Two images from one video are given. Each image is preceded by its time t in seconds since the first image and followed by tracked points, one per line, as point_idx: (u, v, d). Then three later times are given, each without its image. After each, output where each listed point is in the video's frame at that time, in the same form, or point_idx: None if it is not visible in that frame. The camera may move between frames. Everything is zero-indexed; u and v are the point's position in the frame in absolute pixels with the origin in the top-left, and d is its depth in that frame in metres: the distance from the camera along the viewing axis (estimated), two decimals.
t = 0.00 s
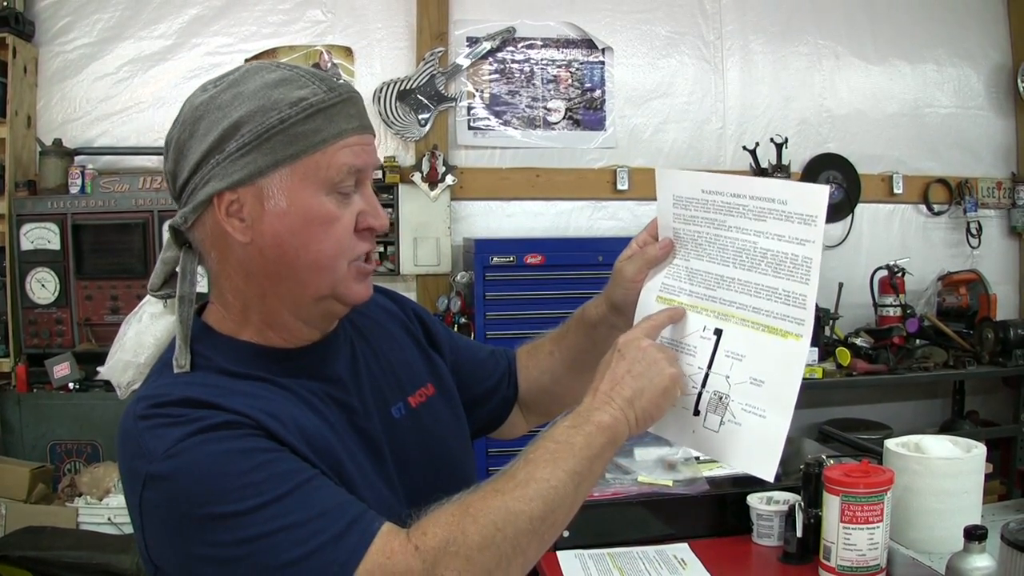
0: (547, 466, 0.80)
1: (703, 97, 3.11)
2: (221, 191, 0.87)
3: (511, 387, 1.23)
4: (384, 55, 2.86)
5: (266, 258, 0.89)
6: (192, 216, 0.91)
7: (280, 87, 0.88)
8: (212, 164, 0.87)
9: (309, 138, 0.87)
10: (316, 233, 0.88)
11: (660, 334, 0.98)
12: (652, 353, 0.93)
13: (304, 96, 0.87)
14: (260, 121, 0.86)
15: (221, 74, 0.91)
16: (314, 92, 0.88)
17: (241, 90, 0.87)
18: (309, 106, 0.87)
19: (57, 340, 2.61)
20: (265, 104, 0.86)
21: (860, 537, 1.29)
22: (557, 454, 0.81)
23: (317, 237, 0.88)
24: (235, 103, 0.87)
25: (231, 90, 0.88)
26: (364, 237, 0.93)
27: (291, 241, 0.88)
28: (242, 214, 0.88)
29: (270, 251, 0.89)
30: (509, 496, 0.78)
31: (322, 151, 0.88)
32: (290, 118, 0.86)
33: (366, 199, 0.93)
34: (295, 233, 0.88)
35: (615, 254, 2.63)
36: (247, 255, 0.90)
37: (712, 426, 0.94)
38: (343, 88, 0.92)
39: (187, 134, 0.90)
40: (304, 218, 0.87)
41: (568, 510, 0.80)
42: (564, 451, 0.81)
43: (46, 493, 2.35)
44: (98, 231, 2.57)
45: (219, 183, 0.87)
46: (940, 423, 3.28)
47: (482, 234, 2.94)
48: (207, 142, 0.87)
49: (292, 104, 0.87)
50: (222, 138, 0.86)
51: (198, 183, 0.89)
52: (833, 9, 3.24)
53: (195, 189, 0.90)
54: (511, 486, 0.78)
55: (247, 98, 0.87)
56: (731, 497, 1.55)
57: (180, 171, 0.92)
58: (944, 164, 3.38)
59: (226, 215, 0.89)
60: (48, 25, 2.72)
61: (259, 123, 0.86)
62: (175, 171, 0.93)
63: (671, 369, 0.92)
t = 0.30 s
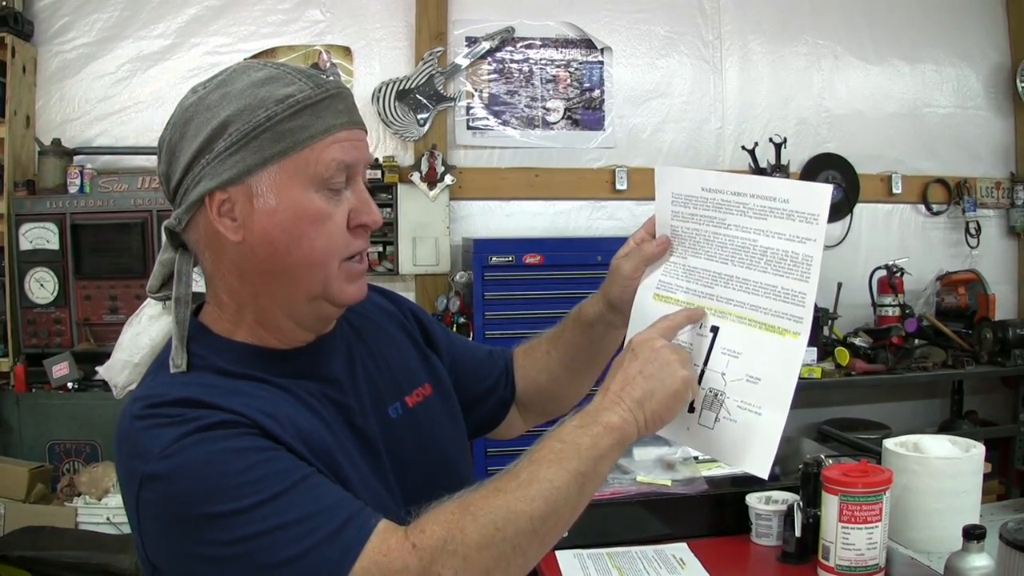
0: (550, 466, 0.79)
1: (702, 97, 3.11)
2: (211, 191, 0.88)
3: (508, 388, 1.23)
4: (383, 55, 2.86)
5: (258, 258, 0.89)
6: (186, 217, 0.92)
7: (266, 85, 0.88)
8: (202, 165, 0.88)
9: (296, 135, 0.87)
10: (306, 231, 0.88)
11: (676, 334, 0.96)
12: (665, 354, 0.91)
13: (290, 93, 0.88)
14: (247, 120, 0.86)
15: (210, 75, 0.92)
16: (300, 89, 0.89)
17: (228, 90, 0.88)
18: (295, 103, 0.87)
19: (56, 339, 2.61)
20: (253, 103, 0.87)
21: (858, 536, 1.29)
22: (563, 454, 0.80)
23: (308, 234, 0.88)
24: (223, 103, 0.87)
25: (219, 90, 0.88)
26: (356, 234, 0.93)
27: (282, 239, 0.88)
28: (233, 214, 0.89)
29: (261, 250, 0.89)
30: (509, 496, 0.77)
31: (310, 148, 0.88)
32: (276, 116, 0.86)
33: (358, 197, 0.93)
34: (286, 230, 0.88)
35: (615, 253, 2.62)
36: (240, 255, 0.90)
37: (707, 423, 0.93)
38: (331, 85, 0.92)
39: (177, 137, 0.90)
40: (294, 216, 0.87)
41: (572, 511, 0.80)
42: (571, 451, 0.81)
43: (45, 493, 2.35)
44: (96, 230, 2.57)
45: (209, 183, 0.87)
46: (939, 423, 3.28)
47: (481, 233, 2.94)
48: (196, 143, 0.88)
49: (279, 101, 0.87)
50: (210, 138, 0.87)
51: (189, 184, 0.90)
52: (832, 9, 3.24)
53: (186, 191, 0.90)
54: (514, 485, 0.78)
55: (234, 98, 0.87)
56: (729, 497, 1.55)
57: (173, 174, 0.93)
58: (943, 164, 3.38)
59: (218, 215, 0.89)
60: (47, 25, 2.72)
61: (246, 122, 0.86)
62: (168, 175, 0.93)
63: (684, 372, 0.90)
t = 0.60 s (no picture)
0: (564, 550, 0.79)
1: (701, 97, 3.11)
2: (216, 187, 0.88)
3: (510, 387, 1.23)
4: (381, 54, 2.86)
5: (262, 255, 0.89)
6: (190, 214, 0.91)
7: (271, 82, 0.88)
8: (207, 162, 0.88)
9: (300, 132, 0.87)
10: (311, 227, 0.88)
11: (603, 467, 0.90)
12: (611, 504, 0.85)
13: (294, 90, 0.87)
14: (251, 116, 0.86)
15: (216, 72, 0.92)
16: (304, 85, 0.88)
17: (233, 87, 0.88)
18: (299, 99, 0.87)
19: (55, 340, 2.61)
20: (257, 99, 0.87)
21: (857, 536, 1.29)
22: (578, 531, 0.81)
23: (312, 230, 0.88)
24: (227, 100, 0.87)
25: (224, 87, 0.88)
26: (362, 231, 0.92)
27: (287, 237, 0.88)
28: (237, 210, 0.89)
29: (265, 246, 0.89)
30: None
31: (314, 145, 0.88)
32: (281, 112, 0.86)
33: (363, 194, 0.92)
34: (291, 227, 0.88)
35: (614, 253, 2.62)
36: (244, 251, 0.90)
37: (712, 416, 0.92)
38: (335, 81, 0.91)
39: (183, 133, 0.90)
40: (299, 213, 0.87)
41: None
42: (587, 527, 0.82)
43: (44, 493, 2.35)
44: (95, 231, 2.57)
45: (213, 179, 0.87)
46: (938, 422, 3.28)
47: (479, 233, 2.94)
48: (201, 140, 0.88)
49: (283, 98, 0.86)
50: (215, 134, 0.87)
51: (194, 181, 0.89)
52: (830, 8, 3.24)
53: (191, 187, 0.90)
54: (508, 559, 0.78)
55: (239, 95, 0.87)
56: (728, 496, 1.55)
57: (178, 170, 0.92)
58: (942, 163, 3.39)
59: (223, 212, 0.89)
60: (45, 26, 2.72)
61: (251, 118, 0.86)
62: (174, 171, 0.93)
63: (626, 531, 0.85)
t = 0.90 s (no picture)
0: None
1: (700, 96, 3.11)
2: (226, 185, 0.85)
3: (515, 386, 1.20)
4: (380, 53, 2.86)
5: (270, 254, 0.87)
6: (199, 212, 0.88)
7: (284, 81, 0.86)
8: (217, 159, 0.86)
9: (314, 131, 0.85)
10: (322, 227, 0.86)
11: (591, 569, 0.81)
12: None
13: (309, 89, 0.86)
14: (264, 114, 0.84)
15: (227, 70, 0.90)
16: (318, 84, 0.87)
17: (245, 85, 0.86)
18: (313, 98, 0.85)
19: (54, 339, 2.61)
20: (271, 97, 0.85)
21: (856, 535, 1.29)
22: None
23: (323, 230, 0.86)
24: (241, 97, 0.86)
25: (236, 85, 0.87)
26: (371, 231, 0.90)
27: (298, 236, 0.86)
28: (248, 208, 0.86)
29: (275, 245, 0.86)
30: None
31: (327, 143, 0.86)
32: (295, 111, 0.84)
33: (373, 194, 0.91)
34: (302, 226, 0.86)
35: (613, 252, 2.62)
36: (253, 250, 0.88)
37: (725, 414, 0.93)
38: (348, 80, 0.90)
39: (194, 130, 0.88)
40: (311, 212, 0.85)
41: None
42: None
43: (42, 492, 2.35)
44: (94, 229, 2.57)
45: (224, 177, 0.85)
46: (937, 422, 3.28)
47: (478, 232, 2.94)
48: (214, 137, 0.86)
49: (296, 96, 0.85)
50: (227, 132, 0.85)
51: (203, 179, 0.87)
52: (829, 8, 3.24)
53: (200, 185, 0.88)
54: None
55: (252, 92, 0.85)
56: (727, 495, 1.55)
57: (187, 168, 0.90)
58: (941, 162, 3.39)
59: (232, 211, 0.87)
60: (44, 24, 2.72)
61: (266, 116, 0.84)
62: (183, 169, 0.91)
63: None
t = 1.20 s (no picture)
0: None
1: (699, 94, 3.11)
2: (222, 184, 0.85)
3: (512, 388, 1.19)
4: (379, 52, 2.86)
5: (266, 253, 0.87)
6: (195, 211, 0.88)
7: (279, 79, 0.86)
8: (213, 158, 0.85)
9: (309, 129, 0.85)
10: (317, 225, 0.86)
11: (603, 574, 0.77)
12: None
13: (304, 87, 0.86)
14: (259, 113, 0.84)
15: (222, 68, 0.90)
16: (313, 82, 0.87)
17: (240, 84, 0.86)
18: (308, 96, 0.85)
19: (52, 338, 2.60)
20: (266, 96, 0.85)
21: (855, 534, 1.29)
22: None
23: (318, 229, 0.86)
24: (236, 96, 0.85)
25: (232, 84, 0.87)
26: (367, 229, 0.90)
27: (294, 236, 0.86)
28: (245, 208, 0.86)
29: (271, 244, 0.86)
30: None
31: (323, 142, 0.86)
32: (290, 109, 0.84)
33: (370, 195, 0.91)
34: (298, 225, 0.86)
35: (611, 251, 2.62)
36: (249, 250, 0.88)
37: (733, 414, 0.93)
38: (343, 79, 0.90)
39: (190, 130, 0.88)
40: (307, 212, 0.85)
41: None
42: None
43: (41, 491, 2.35)
44: (93, 228, 2.57)
45: (220, 176, 0.85)
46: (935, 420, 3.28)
47: (477, 231, 2.94)
48: (209, 136, 0.85)
49: (291, 94, 0.85)
50: (222, 131, 0.85)
51: (199, 178, 0.87)
52: (828, 7, 3.24)
53: (196, 185, 0.88)
54: None
55: (248, 90, 0.85)
56: (726, 494, 1.55)
57: (183, 168, 0.90)
58: (940, 161, 3.39)
59: (228, 210, 0.87)
60: (43, 23, 2.71)
61: (261, 114, 0.84)
62: (178, 168, 0.91)
63: None
